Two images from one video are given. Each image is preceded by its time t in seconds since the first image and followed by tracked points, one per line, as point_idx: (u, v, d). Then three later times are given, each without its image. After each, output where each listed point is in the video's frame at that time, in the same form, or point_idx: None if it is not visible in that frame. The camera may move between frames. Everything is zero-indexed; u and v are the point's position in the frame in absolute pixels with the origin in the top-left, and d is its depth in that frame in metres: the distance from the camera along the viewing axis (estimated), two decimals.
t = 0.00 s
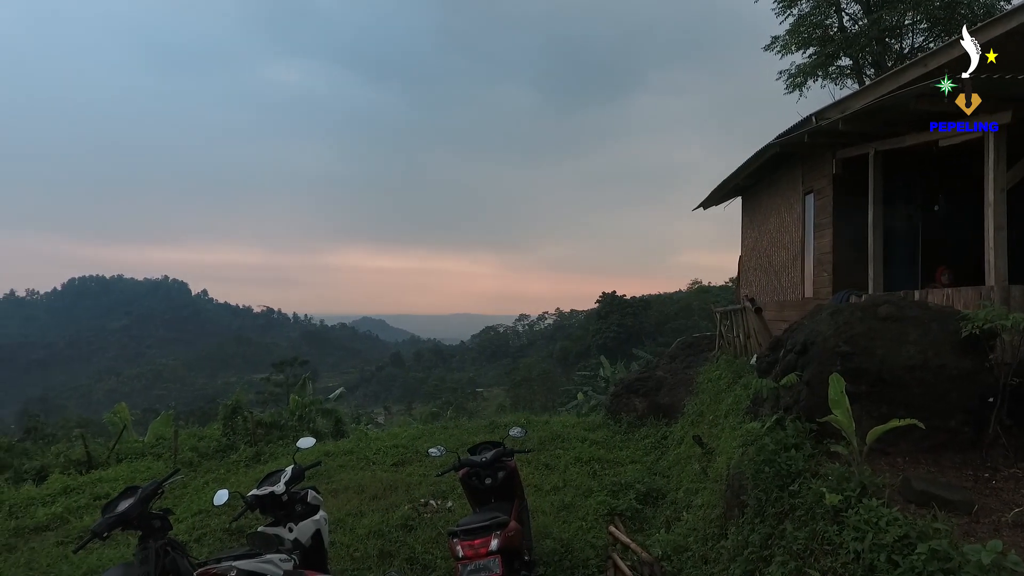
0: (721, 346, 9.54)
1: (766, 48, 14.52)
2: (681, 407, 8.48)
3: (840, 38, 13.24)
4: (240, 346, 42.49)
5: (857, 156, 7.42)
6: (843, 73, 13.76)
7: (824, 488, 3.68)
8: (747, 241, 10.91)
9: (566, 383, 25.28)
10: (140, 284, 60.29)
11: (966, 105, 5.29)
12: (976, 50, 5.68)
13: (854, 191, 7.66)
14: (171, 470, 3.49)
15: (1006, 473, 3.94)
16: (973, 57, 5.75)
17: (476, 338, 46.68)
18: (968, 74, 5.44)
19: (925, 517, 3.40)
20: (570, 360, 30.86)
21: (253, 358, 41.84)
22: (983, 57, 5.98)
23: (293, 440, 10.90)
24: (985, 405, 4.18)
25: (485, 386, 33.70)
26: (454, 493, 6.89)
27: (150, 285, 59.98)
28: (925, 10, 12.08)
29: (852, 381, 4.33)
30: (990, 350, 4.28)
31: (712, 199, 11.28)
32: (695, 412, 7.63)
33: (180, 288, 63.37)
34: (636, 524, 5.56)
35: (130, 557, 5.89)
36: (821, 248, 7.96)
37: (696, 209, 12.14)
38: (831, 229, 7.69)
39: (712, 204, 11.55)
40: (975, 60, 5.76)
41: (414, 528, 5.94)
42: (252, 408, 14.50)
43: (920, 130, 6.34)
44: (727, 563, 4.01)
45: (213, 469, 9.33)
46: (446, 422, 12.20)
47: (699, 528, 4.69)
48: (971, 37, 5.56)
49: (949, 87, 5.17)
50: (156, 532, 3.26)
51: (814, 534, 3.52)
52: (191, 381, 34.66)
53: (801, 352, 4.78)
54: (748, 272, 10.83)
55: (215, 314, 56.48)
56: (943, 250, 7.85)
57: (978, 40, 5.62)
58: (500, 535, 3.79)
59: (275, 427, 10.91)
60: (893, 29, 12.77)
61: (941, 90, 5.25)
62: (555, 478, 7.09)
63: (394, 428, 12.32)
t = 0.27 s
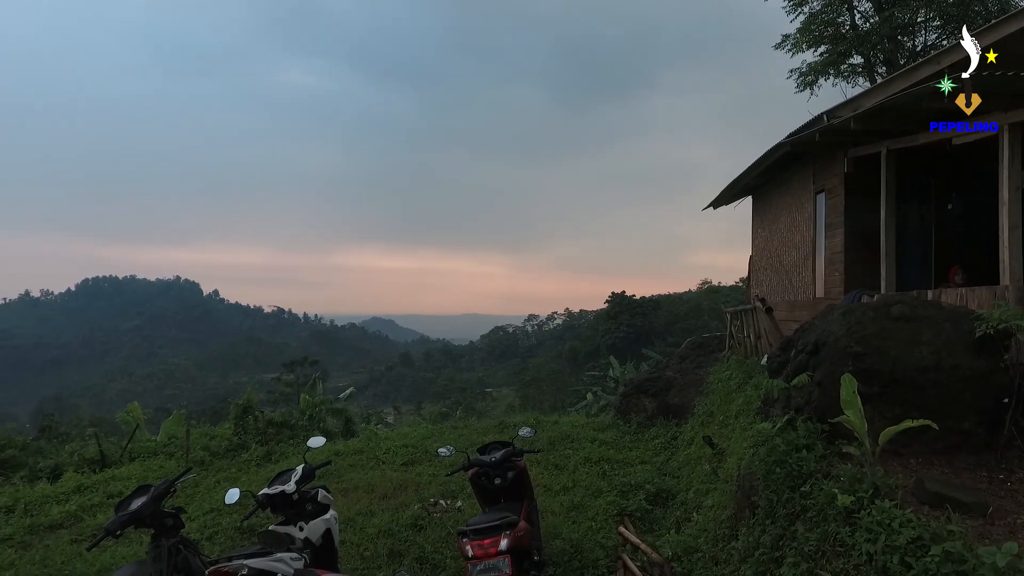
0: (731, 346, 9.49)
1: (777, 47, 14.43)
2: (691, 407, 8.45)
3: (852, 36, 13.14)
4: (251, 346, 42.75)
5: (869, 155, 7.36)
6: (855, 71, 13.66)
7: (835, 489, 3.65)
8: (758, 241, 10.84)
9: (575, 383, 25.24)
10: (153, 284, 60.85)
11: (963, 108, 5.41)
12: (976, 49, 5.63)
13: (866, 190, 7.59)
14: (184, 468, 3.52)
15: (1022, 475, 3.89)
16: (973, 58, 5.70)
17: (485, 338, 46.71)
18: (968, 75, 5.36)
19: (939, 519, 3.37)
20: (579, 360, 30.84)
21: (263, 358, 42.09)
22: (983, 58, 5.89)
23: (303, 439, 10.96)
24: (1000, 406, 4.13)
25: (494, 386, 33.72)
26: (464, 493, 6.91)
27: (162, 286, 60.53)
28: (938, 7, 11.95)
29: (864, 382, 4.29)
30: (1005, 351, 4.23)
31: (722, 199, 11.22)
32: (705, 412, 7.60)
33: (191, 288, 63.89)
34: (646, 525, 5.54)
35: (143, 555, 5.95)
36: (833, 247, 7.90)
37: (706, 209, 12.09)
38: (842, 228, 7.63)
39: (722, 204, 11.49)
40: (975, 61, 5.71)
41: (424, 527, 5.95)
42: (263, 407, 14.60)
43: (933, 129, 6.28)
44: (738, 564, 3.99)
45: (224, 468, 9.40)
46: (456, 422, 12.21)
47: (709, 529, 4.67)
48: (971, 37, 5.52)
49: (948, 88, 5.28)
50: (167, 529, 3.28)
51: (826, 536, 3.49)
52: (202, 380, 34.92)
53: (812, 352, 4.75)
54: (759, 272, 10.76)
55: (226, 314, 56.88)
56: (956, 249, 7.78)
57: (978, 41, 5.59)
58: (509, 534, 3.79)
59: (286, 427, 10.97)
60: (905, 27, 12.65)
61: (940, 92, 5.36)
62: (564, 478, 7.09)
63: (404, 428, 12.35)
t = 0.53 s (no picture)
0: (743, 346, 9.43)
1: (789, 45, 14.33)
2: (703, 407, 8.41)
3: (865, 34, 13.03)
4: (263, 346, 43.04)
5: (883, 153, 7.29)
6: (868, 69, 13.53)
7: (849, 491, 3.62)
8: (770, 240, 10.76)
9: (586, 383, 25.20)
10: (167, 284, 61.45)
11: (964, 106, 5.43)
12: (976, 50, 5.56)
13: (880, 189, 7.52)
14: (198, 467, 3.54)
15: None
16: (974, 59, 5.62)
17: (495, 338, 46.73)
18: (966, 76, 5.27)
19: (955, 521, 3.34)
20: (590, 360, 30.79)
21: (275, 357, 42.36)
22: (983, 58, 5.67)
23: (315, 438, 11.02)
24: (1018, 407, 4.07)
25: (505, 386, 33.73)
26: (474, 492, 6.91)
27: (176, 286, 61.10)
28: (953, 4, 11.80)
29: (879, 382, 4.25)
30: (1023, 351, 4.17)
31: (733, 198, 11.16)
32: (717, 413, 7.56)
33: (204, 288, 64.46)
34: (657, 526, 5.53)
35: (156, 553, 6.01)
36: (846, 246, 7.83)
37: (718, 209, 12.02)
38: (856, 227, 7.56)
39: (734, 203, 11.43)
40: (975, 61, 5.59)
41: (434, 527, 5.97)
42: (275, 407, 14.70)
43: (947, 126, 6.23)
44: (750, 565, 3.96)
45: (237, 467, 9.47)
46: (467, 421, 12.23)
47: (721, 530, 4.64)
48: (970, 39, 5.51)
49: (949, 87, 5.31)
50: (181, 528, 3.29)
51: (840, 537, 3.46)
52: (215, 380, 35.20)
53: (826, 352, 4.71)
54: (771, 272, 10.69)
55: (238, 313, 57.32)
56: (972, 249, 7.68)
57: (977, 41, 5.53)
58: (520, 535, 3.79)
59: (298, 426, 11.04)
60: (920, 24, 12.51)
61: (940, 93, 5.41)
62: (575, 479, 7.08)
63: (415, 427, 12.38)
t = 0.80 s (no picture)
0: (755, 346, 9.37)
1: (802, 43, 14.21)
2: (715, 408, 8.37)
3: (879, 31, 12.90)
4: (275, 346, 43.35)
5: (898, 152, 7.21)
6: (882, 67, 13.40)
7: (864, 493, 3.59)
8: (783, 240, 10.68)
9: (597, 384, 25.15)
10: (181, 284, 62.06)
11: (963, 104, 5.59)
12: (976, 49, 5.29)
13: (895, 189, 7.44)
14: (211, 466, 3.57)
15: None
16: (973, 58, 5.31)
17: (506, 338, 46.77)
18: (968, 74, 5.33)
19: (971, 524, 3.30)
20: (601, 361, 30.75)
21: (287, 357, 42.65)
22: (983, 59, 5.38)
23: (327, 438, 11.10)
24: None
25: (516, 386, 33.75)
26: (485, 493, 6.93)
27: (189, 287, 61.70)
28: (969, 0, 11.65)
29: (894, 383, 4.21)
30: None
31: (745, 197, 11.09)
32: (729, 413, 7.52)
33: (218, 288, 65.07)
34: (669, 527, 5.50)
35: (171, 551, 6.08)
36: (860, 246, 7.75)
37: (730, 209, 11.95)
38: (870, 227, 7.48)
39: (746, 203, 11.35)
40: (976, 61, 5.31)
41: (446, 527, 5.98)
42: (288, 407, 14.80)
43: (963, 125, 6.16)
44: (763, 567, 3.94)
45: (250, 465, 9.56)
46: (478, 421, 12.25)
47: (734, 531, 4.61)
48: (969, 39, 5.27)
49: (949, 88, 5.48)
50: (195, 526, 3.31)
51: (854, 540, 3.44)
52: (228, 379, 35.51)
53: (840, 353, 4.67)
54: (784, 272, 10.61)
55: (251, 313, 57.78)
56: (988, 249, 7.58)
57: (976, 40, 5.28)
58: (531, 535, 3.79)
59: (310, 425, 11.11)
60: (935, 21, 12.37)
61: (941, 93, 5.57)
62: (586, 479, 7.08)
63: (426, 427, 12.42)
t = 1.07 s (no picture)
0: (768, 347, 9.30)
1: (815, 41, 14.10)
2: (727, 409, 8.33)
3: (893, 29, 12.77)
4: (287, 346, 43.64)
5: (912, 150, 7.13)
6: (896, 65, 13.26)
7: (878, 495, 3.55)
8: (796, 240, 10.61)
9: (608, 384, 25.08)
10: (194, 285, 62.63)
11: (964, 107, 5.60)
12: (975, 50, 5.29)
13: (910, 188, 7.37)
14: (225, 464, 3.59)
15: None
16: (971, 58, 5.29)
17: (517, 338, 46.77)
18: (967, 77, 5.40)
19: (988, 527, 3.26)
20: (613, 361, 30.69)
21: (299, 357, 42.91)
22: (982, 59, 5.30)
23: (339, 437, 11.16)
24: None
25: (527, 386, 33.74)
26: (496, 492, 6.93)
27: (203, 287, 62.28)
28: None
29: (909, 385, 4.16)
30: None
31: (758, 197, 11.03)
32: (742, 414, 7.47)
33: (231, 288, 65.63)
34: (680, 528, 5.48)
35: (184, 548, 6.14)
36: (875, 246, 7.68)
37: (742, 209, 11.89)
38: (885, 226, 7.41)
39: (758, 202, 11.27)
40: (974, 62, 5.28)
41: (457, 526, 6.00)
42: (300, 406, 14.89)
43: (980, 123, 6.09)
44: (776, 569, 3.91)
45: (262, 464, 9.63)
46: (489, 421, 12.26)
47: (746, 533, 4.58)
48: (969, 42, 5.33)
49: (948, 88, 5.51)
50: (209, 524, 3.33)
51: (868, 542, 3.40)
52: (241, 379, 35.80)
53: (853, 353, 4.63)
54: (797, 272, 10.53)
55: (264, 313, 58.20)
56: (1005, 249, 7.48)
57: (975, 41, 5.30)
58: (542, 535, 3.79)
59: (322, 425, 11.19)
60: (950, 18, 12.22)
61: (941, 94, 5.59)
62: (597, 479, 7.07)
63: (437, 427, 12.45)
